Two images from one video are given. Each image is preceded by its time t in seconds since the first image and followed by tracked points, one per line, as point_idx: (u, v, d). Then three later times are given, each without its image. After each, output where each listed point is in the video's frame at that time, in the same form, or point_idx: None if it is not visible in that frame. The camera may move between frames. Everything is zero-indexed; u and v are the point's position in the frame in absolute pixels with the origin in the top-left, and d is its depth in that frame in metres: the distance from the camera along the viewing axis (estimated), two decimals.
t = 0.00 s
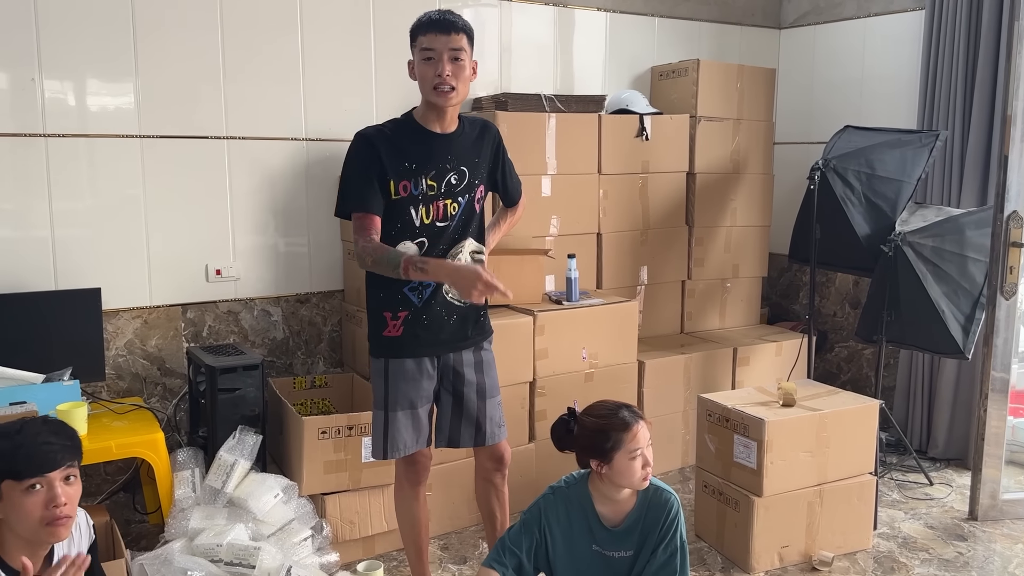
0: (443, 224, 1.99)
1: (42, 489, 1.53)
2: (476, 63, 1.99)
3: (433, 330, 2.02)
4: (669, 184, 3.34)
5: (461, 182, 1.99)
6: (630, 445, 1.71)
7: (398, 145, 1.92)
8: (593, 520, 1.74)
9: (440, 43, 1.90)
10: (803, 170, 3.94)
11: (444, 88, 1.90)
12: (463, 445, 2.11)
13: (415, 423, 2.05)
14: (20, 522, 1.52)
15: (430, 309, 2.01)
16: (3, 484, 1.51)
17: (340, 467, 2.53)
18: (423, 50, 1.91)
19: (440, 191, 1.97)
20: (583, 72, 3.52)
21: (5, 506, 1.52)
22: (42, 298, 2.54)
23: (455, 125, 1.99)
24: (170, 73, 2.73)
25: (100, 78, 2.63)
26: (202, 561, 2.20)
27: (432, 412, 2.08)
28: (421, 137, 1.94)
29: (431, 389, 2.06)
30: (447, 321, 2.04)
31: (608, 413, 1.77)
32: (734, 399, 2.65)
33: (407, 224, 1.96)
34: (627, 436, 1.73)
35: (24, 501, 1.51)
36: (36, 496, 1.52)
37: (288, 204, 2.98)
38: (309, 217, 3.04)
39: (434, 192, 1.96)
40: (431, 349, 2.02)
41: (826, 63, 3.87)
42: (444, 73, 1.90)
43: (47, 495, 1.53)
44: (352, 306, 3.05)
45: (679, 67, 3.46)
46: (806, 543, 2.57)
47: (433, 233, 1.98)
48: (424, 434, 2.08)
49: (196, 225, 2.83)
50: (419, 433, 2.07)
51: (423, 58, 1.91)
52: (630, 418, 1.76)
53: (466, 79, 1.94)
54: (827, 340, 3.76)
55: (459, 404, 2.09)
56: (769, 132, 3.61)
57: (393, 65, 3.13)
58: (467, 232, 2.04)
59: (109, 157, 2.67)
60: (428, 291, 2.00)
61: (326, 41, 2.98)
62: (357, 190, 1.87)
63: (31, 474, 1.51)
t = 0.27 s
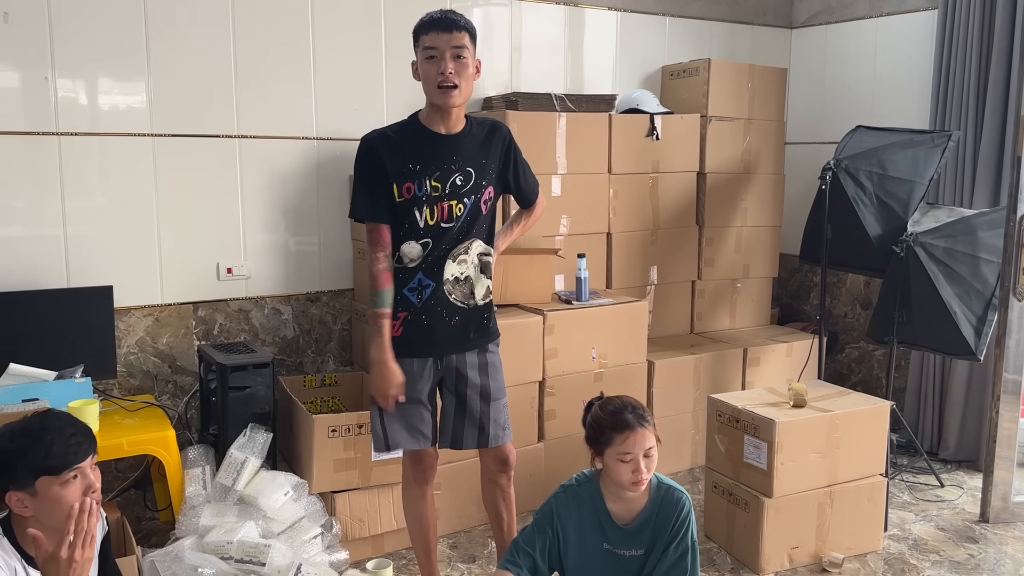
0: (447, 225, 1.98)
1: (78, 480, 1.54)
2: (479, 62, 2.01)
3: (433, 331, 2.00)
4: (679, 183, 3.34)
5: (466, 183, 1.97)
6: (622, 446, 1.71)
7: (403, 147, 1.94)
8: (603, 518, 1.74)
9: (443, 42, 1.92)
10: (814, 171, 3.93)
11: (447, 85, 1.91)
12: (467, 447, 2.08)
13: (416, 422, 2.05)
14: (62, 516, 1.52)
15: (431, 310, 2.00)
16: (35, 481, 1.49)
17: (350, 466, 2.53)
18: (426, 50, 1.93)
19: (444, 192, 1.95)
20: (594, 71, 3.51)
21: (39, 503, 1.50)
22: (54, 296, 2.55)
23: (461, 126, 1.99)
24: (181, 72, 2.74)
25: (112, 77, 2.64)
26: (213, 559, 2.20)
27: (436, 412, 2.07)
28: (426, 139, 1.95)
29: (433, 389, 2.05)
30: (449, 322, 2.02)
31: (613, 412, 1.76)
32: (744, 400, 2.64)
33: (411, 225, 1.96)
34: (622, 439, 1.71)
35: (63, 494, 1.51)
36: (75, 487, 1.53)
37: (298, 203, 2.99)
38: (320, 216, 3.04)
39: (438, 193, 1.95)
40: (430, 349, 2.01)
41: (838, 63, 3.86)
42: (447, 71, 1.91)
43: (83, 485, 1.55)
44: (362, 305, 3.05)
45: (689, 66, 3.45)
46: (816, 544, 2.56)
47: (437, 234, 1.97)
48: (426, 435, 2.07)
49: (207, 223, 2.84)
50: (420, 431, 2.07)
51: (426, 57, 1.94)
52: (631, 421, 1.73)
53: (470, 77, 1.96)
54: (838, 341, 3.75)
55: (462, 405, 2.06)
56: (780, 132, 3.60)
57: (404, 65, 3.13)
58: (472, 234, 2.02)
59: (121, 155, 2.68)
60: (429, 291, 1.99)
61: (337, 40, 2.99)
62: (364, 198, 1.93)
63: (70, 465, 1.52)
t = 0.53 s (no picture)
0: (452, 224, 1.98)
1: (97, 474, 1.56)
2: (485, 60, 1.97)
3: (436, 330, 2.01)
4: (692, 183, 3.33)
5: (473, 183, 1.97)
6: (615, 447, 1.71)
7: (409, 145, 1.97)
8: (615, 516, 1.74)
9: (446, 45, 1.89)
10: (827, 171, 3.91)
11: (452, 90, 1.90)
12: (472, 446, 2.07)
13: (422, 422, 2.04)
14: (85, 510, 1.53)
15: (433, 308, 2.00)
16: (56, 477, 1.50)
17: (361, 464, 2.54)
18: (430, 52, 1.91)
19: (449, 191, 1.96)
20: (607, 70, 3.51)
21: (61, 499, 1.51)
22: (68, 293, 2.57)
23: (471, 126, 1.99)
24: (195, 71, 2.75)
25: (126, 76, 2.65)
26: (225, 555, 2.22)
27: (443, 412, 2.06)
28: (432, 138, 1.96)
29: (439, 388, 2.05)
30: (452, 322, 2.02)
31: (617, 412, 1.74)
32: (756, 400, 2.63)
33: (416, 223, 1.98)
34: (619, 442, 1.71)
35: (85, 488, 1.53)
36: (95, 481, 1.55)
37: (311, 202, 3.00)
38: (332, 215, 3.05)
39: (442, 192, 1.96)
40: (434, 348, 2.01)
41: (852, 63, 3.83)
42: (451, 75, 1.90)
43: (102, 479, 1.57)
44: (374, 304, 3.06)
45: (703, 65, 3.44)
46: (828, 546, 2.55)
47: (441, 233, 1.97)
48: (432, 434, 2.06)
49: (220, 222, 2.85)
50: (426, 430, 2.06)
51: (431, 60, 1.91)
52: (631, 427, 1.70)
53: (474, 78, 1.93)
54: (851, 341, 3.73)
55: (468, 405, 2.06)
56: (794, 131, 3.58)
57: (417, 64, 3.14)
58: (480, 235, 2.00)
59: (135, 153, 2.70)
60: (433, 290, 1.99)
61: (350, 39, 2.99)
62: (365, 194, 2.00)
63: (90, 460, 1.54)
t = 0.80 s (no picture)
0: (464, 224, 1.97)
1: (116, 466, 1.58)
2: (487, 62, 1.91)
3: (447, 329, 2.01)
4: (707, 182, 3.32)
5: (485, 182, 1.97)
6: (624, 448, 1.70)
7: (424, 145, 1.97)
8: (629, 515, 1.74)
9: (436, 60, 1.87)
10: (843, 170, 3.89)
11: (447, 103, 1.89)
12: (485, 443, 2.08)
13: (433, 420, 2.05)
14: (109, 501, 1.55)
15: (445, 306, 2.00)
16: (79, 472, 1.52)
17: (375, 461, 2.55)
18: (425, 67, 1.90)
19: (462, 190, 1.96)
20: (621, 69, 3.50)
21: (85, 493, 1.52)
22: (86, 291, 2.59)
23: (483, 126, 1.98)
24: (212, 69, 2.76)
25: (142, 74, 2.67)
26: (240, 551, 2.25)
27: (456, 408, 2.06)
28: (446, 138, 1.96)
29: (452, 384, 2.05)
30: (464, 321, 2.02)
31: (626, 414, 1.73)
32: (771, 401, 2.62)
33: (429, 222, 1.98)
34: (627, 443, 1.70)
35: (107, 480, 1.55)
36: (115, 472, 1.57)
37: (326, 200, 3.01)
38: (347, 214, 3.06)
39: (454, 191, 1.96)
40: (446, 346, 2.02)
41: (869, 61, 3.81)
42: (442, 90, 1.88)
43: (121, 470, 1.60)
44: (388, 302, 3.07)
45: (718, 64, 3.43)
46: (842, 547, 2.54)
47: (453, 232, 1.98)
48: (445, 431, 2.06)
49: (236, 219, 2.86)
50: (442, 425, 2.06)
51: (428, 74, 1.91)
52: (638, 429, 1.69)
53: (471, 86, 1.89)
54: (866, 342, 3.71)
55: (480, 402, 2.06)
56: (810, 131, 3.56)
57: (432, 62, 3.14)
58: (492, 234, 2.00)
59: (151, 151, 2.72)
60: (445, 288, 2.00)
61: (365, 38, 3.00)
62: (383, 190, 2.02)
63: (109, 452, 1.57)
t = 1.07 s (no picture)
0: (485, 220, 1.98)
1: (135, 462, 1.60)
2: (502, 61, 1.91)
3: (470, 326, 2.02)
4: (724, 181, 3.31)
5: (505, 178, 1.97)
6: (639, 447, 1.70)
7: (442, 143, 1.97)
8: (644, 515, 1.74)
9: (450, 60, 1.87)
10: (862, 169, 3.86)
11: (462, 103, 1.89)
12: (504, 441, 2.08)
13: (452, 417, 2.05)
14: (127, 497, 1.56)
15: (468, 302, 2.01)
16: (99, 468, 1.53)
17: (392, 458, 2.56)
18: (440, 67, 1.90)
19: (482, 187, 1.96)
20: (639, 68, 3.49)
21: (104, 489, 1.54)
22: (107, 288, 2.61)
23: (500, 122, 1.99)
24: (231, 68, 2.78)
25: (162, 72, 2.69)
26: (258, 547, 2.26)
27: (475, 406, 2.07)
28: (464, 136, 1.97)
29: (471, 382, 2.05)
30: (487, 317, 2.02)
31: (642, 413, 1.72)
32: (788, 401, 2.61)
33: (450, 220, 1.99)
34: (641, 443, 1.69)
35: (126, 476, 1.56)
36: (134, 469, 1.59)
37: (344, 198, 3.02)
38: (364, 212, 3.07)
39: (475, 189, 1.96)
40: (468, 343, 2.02)
41: (889, 60, 3.78)
42: (457, 91, 1.88)
43: (139, 467, 1.61)
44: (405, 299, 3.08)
45: (736, 63, 3.41)
46: (860, 548, 2.52)
47: (475, 228, 1.98)
48: (465, 428, 2.07)
49: (255, 217, 2.88)
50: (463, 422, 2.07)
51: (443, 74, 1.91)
52: (653, 429, 1.68)
53: (487, 86, 1.89)
54: (885, 343, 3.68)
55: (499, 400, 2.06)
56: (829, 130, 3.54)
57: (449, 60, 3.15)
58: (513, 229, 2.01)
59: (171, 149, 2.74)
60: (467, 285, 2.00)
61: (383, 36, 3.01)
62: (404, 191, 2.02)
63: (128, 448, 1.58)
